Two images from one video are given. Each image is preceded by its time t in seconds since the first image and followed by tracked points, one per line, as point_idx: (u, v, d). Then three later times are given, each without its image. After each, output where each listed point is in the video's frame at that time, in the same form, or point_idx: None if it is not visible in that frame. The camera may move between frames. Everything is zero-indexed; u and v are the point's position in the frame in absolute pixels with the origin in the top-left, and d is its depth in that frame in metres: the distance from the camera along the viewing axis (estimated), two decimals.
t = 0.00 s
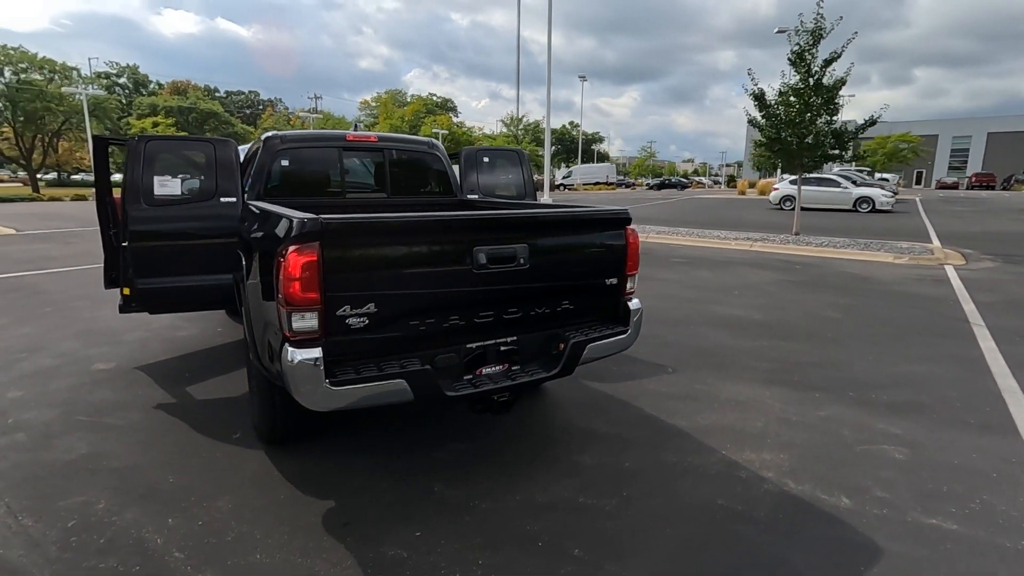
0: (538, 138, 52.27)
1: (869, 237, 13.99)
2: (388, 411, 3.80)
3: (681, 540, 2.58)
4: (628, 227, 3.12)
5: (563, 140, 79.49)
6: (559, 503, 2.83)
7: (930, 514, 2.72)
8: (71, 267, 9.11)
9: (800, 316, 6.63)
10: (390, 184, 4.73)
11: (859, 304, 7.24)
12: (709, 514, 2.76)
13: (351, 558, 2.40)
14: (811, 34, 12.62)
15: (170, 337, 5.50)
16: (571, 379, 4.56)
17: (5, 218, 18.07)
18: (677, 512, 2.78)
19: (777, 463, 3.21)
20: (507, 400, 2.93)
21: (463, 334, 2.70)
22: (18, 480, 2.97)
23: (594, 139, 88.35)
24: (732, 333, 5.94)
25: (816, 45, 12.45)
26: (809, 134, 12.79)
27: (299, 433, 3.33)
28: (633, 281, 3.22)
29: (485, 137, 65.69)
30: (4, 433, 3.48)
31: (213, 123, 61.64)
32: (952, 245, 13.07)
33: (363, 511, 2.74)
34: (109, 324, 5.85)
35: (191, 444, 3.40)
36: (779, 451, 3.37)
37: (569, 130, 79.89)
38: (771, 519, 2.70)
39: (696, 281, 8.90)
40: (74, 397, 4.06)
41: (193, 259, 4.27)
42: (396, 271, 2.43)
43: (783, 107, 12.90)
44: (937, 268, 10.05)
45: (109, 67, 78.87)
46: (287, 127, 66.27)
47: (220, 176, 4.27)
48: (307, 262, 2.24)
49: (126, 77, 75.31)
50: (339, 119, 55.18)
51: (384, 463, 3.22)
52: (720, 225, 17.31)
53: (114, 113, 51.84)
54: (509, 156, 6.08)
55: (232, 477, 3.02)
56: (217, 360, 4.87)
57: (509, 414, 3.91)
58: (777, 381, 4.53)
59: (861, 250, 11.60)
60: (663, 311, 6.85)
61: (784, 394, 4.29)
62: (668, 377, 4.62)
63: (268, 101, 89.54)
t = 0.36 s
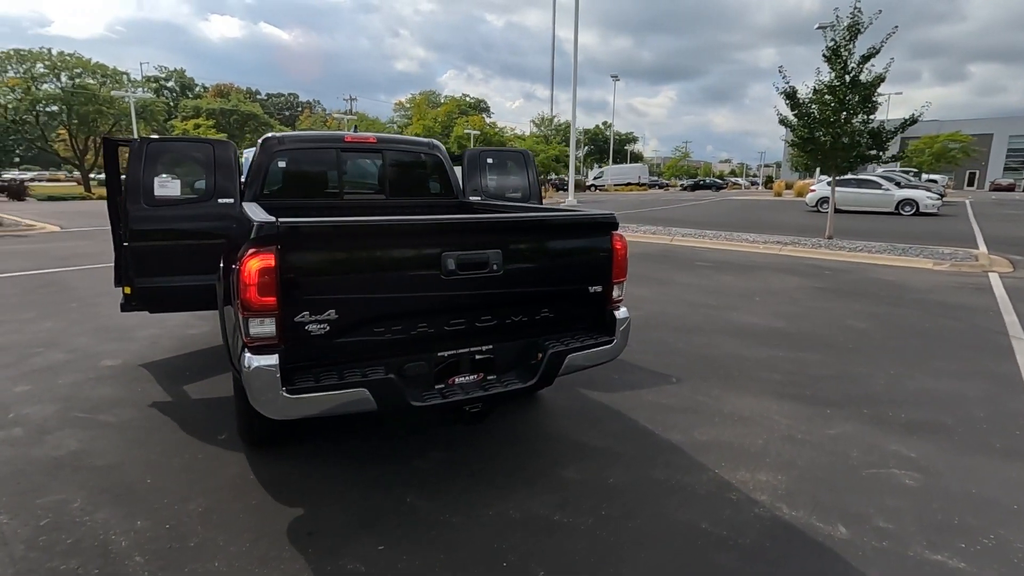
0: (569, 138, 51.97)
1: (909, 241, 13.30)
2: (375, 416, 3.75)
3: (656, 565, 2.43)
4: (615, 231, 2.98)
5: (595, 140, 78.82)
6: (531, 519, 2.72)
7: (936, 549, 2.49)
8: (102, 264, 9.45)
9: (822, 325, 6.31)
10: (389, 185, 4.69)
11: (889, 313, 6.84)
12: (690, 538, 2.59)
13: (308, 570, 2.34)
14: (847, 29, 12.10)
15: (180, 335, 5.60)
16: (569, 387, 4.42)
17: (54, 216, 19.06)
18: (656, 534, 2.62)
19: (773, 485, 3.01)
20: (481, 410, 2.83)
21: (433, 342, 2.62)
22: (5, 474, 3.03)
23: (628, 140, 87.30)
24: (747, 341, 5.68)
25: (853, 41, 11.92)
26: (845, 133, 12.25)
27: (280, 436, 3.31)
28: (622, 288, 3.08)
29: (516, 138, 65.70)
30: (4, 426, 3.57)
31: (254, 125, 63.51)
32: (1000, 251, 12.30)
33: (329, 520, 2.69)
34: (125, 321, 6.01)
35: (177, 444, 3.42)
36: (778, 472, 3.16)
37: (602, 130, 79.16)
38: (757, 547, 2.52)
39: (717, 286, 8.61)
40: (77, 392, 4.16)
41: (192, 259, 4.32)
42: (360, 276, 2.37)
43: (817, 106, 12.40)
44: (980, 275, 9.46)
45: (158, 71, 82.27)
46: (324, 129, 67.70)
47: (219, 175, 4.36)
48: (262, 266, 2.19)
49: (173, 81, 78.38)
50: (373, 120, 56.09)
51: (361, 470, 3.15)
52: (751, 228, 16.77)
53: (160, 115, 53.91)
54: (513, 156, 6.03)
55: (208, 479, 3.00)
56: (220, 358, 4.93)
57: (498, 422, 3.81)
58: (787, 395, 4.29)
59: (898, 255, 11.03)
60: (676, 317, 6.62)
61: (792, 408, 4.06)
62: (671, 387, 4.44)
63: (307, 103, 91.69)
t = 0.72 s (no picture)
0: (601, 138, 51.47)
1: (952, 246, 12.60)
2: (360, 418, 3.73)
3: None
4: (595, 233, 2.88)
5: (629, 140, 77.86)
6: (497, 529, 2.63)
7: None
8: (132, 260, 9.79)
9: (842, 333, 6.01)
10: (386, 185, 4.68)
11: (918, 322, 6.47)
12: (661, 556, 2.46)
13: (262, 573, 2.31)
14: (886, 22, 11.55)
15: (190, 331, 5.73)
16: (562, 393, 4.31)
17: (98, 214, 19.90)
18: (626, 550, 2.50)
19: (760, 503, 2.85)
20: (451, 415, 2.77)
21: (399, 344, 2.57)
22: None
23: (662, 140, 85.93)
24: (758, 349, 5.44)
25: (893, 35, 11.36)
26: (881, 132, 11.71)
27: (260, 435, 3.32)
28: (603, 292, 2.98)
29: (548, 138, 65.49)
30: (6, 417, 3.70)
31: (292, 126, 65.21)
32: None
33: (294, 522, 2.66)
34: (141, 316, 6.18)
35: (164, 438, 3.47)
36: (768, 489, 2.98)
37: (636, 130, 78.14)
38: (731, 570, 2.37)
39: (737, 290, 8.32)
40: (81, 385, 4.28)
41: (192, 257, 4.38)
42: (324, 276, 2.35)
43: (852, 104, 11.88)
44: None
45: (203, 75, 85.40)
46: (359, 129, 68.91)
47: (219, 174, 4.49)
48: (218, 265, 2.19)
49: (217, 84, 81.28)
50: (406, 121, 56.85)
51: (336, 472, 3.13)
52: (783, 230, 16.19)
53: (204, 117, 55.86)
54: (516, 156, 5.97)
55: (184, 476, 3.03)
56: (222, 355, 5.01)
57: (483, 427, 3.73)
58: (792, 407, 4.07)
59: (936, 260, 10.46)
60: (688, 322, 6.40)
61: (796, 421, 3.85)
62: (669, 396, 4.28)
63: (344, 105, 93.52)
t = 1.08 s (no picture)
0: (634, 138, 50.78)
1: (999, 252, 11.89)
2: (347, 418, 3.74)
3: None
4: (575, 237, 2.83)
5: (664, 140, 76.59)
6: (463, 537, 2.58)
7: None
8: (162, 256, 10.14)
9: (863, 343, 5.72)
10: (386, 186, 4.69)
11: (949, 333, 6.10)
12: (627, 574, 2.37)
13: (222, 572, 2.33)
14: (929, 16, 10.98)
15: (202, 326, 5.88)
16: (556, 398, 4.22)
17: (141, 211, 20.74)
18: (592, 565, 2.42)
19: (742, 522, 2.72)
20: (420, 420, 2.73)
21: (368, 346, 2.56)
22: None
23: (699, 140, 84.21)
24: (769, 358, 5.23)
25: (936, 29, 10.80)
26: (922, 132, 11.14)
27: (244, 432, 3.36)
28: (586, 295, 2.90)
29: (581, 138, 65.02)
30: (15, 406, 3.86)
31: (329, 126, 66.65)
32: None
33: (259, 522, 2.67)
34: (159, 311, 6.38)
35: (157, 431, 3.56)
36: (754, 507, 2.85)
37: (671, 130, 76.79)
38: None
39: (758, 296, 8.04)
40: (90, 377, 4.44)
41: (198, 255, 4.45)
42: (324, 274, 2.41)
43: (891, 102, 11.35)
44: None
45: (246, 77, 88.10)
46: (394, 129, 69.90)
47: (224, 173, 4.58)
48: (182, 267, 2.21)
49: (260, 86, 83.78)
50: (439, 121, 57.36)
51: (315, 472, 3.14)
52: (817, 234, 15.59)
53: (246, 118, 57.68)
54: (521, 156, 5.95)
55: (167, 470, 3.09)
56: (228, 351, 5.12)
57: (469, 431, 3.69)
58: (795, 421, 3.89)
59: (979, 267, 9.88)
60: (699, 329, 6.20)
61: (796, 435, 3.67)
62: (666, 405, 4.14)
63: (380, 105, 95.02)
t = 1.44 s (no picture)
0: (669, 137, 49.79)
1: None
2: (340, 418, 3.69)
3: None
4: (563, 236, 2.69)
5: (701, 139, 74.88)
6: (435, 548, 2.47)
7: None
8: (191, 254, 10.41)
9: (896, 352, 5.35)
10: (390, 183, 4.65)
11: (994, 343, 5.65)
12: None
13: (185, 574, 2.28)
14: (981, 4, 10.30)
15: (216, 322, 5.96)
16: (556, 402, 4.07)
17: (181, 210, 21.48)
18: None
19: (736, 543, 2.52)
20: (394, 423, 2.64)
21: (341, 347, 2.49)
22: None
23: (738, 138, 82.01)
24: (790, 366, 4.94)
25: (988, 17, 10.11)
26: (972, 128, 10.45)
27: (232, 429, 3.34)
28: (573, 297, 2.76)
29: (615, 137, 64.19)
30: (23, 397, 3.95)
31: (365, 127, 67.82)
32: None
33: (232, 522, 2.62)
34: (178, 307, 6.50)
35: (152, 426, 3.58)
36: (751, 527, 2.64)
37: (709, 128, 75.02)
38: None
39: (786, 299, 7.67)
40: (100, 370, 4.53)
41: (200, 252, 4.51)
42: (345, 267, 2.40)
43: (938, 96, 10.70)
44: None
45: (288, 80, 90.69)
46: (429, 130, 70.61)
47: (229, 171, 4.56)
48: (145, 262, 2.17)
49: (300, 89, 86.03)
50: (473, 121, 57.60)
51: (298, 472, 3.09)
52: (858, 235, 14.87)
53: (286, 119, 59.26)
54: (529, 153, 5.70)
55: (154, 466, 3.08)
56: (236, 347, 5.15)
57: (461, 434, 3.58)
58: (810, 434, 3.63)
59: None
60: (719, 334, 5.93)
61: (809, 450, 3.42)
62: (671, 413, 3.94)
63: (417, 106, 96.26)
